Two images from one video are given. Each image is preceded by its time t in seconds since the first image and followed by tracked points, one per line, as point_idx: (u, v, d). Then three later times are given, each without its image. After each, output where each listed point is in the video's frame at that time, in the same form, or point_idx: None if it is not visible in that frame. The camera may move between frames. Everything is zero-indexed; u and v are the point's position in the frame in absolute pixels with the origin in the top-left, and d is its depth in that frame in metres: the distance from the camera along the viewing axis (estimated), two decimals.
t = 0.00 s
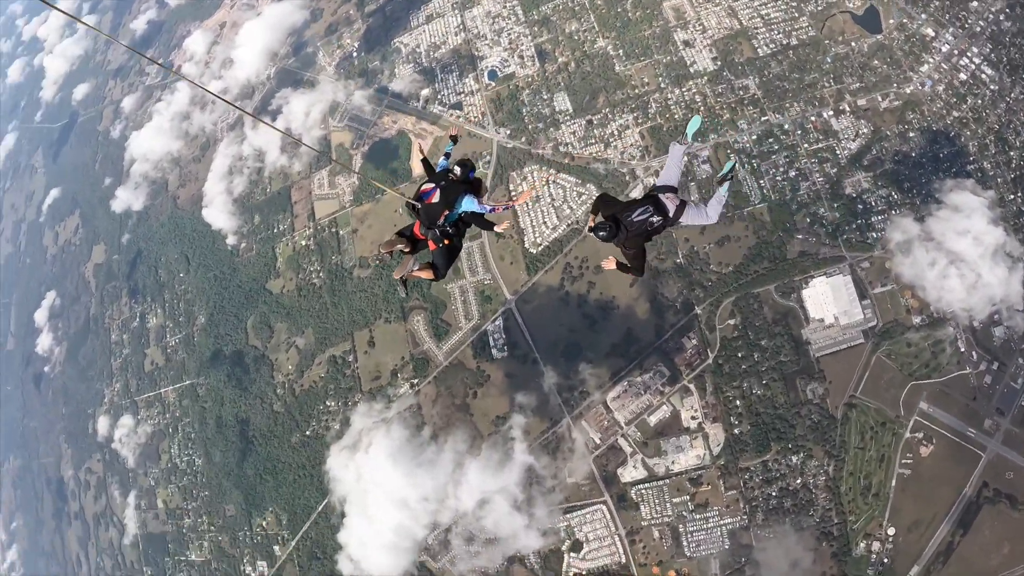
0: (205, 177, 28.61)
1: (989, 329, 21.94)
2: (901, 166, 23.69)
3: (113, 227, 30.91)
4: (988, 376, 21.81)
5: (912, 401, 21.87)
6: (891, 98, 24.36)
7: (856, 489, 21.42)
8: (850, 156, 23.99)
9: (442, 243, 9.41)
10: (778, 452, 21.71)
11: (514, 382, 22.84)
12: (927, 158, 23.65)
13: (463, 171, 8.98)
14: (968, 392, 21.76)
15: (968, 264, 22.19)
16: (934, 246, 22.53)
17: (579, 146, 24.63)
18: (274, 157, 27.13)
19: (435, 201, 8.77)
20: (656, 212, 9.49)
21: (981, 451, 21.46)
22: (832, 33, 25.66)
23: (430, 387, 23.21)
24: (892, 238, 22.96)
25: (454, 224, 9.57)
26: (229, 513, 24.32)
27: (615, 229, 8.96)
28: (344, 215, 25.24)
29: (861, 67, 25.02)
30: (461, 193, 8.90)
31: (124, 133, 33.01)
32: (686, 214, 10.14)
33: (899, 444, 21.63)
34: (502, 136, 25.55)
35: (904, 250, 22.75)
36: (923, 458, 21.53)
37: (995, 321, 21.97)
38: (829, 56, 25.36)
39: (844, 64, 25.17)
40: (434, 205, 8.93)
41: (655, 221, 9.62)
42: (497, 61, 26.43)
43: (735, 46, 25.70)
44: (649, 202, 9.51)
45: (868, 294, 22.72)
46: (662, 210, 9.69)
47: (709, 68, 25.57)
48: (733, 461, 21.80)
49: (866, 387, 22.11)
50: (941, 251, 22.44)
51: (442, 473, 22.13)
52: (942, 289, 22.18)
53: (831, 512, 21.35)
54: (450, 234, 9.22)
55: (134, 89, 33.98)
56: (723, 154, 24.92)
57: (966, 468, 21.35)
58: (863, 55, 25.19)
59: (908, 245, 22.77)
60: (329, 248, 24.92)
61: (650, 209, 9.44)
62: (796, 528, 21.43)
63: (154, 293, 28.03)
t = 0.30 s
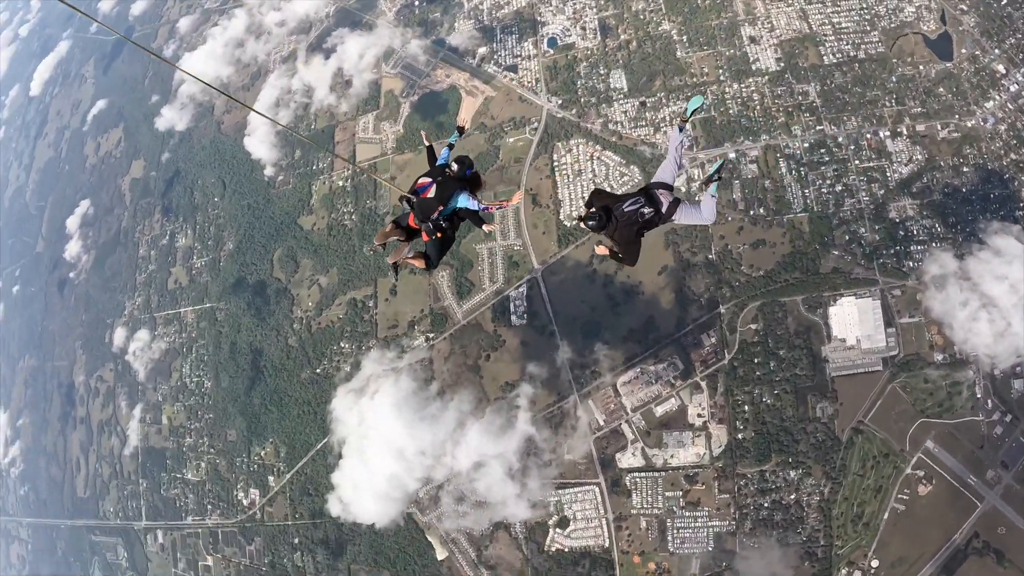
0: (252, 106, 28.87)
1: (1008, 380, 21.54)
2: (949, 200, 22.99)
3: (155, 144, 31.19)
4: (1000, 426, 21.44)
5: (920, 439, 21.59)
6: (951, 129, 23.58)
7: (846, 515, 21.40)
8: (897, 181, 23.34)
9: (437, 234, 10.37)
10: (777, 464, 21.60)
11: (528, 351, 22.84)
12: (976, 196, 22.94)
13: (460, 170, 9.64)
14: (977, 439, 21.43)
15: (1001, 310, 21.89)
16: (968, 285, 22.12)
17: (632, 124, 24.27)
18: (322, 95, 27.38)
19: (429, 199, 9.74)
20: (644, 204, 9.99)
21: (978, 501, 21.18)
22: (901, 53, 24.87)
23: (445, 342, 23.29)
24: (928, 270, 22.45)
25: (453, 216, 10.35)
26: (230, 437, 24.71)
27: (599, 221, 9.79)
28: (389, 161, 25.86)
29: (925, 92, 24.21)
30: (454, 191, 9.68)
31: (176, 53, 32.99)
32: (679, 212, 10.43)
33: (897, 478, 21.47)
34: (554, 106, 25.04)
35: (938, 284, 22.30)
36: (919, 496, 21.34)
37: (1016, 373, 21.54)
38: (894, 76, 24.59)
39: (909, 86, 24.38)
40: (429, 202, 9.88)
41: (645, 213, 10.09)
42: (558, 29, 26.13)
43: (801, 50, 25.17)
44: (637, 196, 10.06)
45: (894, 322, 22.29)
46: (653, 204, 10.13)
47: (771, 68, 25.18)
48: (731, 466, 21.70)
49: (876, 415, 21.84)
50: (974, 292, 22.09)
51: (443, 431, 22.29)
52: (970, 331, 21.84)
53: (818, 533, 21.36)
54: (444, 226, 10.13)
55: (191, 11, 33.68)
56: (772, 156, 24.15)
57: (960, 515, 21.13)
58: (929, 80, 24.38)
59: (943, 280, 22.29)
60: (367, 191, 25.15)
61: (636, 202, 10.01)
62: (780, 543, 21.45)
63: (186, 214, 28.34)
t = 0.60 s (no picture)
0: (309, 37, 28.81)
1: (1016, 440, 21.14)
2: (993, 246, 22.36)
3: (208, 63, 31.30)
4: (998, 483, 21.02)
5: (918, 479, 21.24)
6: (1008, 174, 22.82)
7: (830, 539, 21.26)
8: (944, 220, 22.65)
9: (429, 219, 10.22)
10: (772, 476, 21.50)
11: (546, 321, 22.84)
12: (1021, 247, 22.28)
13: (458, 161, 9.62)
14: (974, 491, 21.04)
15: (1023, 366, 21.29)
16: (996, 335, 21.60)
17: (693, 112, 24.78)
18: (381, 36, 27.27)
19: (424, 186, 9.62)
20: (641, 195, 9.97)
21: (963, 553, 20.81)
22: (972, 88, 23.96)
23: (466, 298, 23.32)
24: (959, 312, 21.95)
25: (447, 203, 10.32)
26: (241, 360, 25.11)
27: (594, 207, 9.65)
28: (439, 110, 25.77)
29: (988, 132, 23.38)
30: (450, 181, 9.69)
31: None
32: (675, 208, 10.38)
33: (887, 513, 21.22)
34: (612, 81, 24.87)
35: (966, 328, 21.80)
36: (906, 536, 21.06)
37: None
38: (960, 110, 23.76)
39: (973, 122, 23.56)
40: (423, 189, 9.78)
41: (641, 205, 10.13)
42: (628, 6, 26.06)
43: (870, 67, 24.49)
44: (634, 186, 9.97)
45: (914, 358, 21.90)
46: (649, 198, 10.20)
47: (836, 80, 24.52)
48: (726, 471, 21.60)
49: (879, 447, 21.51)
50: (1001, 343, 21.56)
51: (448, 387, 22.41)
52: (989, 381, 21.38)
53: (799, 552, 21.27)
54: (437, 214, 10.04)
55: None
56: (822, 168, 23.61)
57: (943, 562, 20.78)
58: (995, 120, 23.53)
59: (972, 325, 21.78)
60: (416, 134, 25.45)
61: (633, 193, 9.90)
62: (760, 556, 21.32)
63: (230, 135, 28.57)
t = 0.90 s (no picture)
0: None
1: (1006, 501, 20.82)
2: None
3: None
4: (981, 539, 20.68)
5: (902, 519, 20.99)
6: None
7: (805, 560, 21.01)
8: (978, 269, 22.13)
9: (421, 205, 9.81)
10: (760, 488, 21.27)
11: (564, 295, 22.78)
12: None
13: (451, 145, 9.16)
14: (955, 542, 20.73)
15: None
16: (1009, 392, 21.26)
17: (747, 113, 24.42)
18: None
19: (414, 170, 9.22)
20: (631, 185, 9.82)
21: None
22: None
23: (490, 258, 23.30)
24: (976, 361, 21.56)
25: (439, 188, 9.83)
26: (259, 284, 25.39)
27: (584, 191, 9.66)
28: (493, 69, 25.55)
29: None
30: (441, 167, 9.25)
31: None
32: (665, 203, 9.97)
33: (866, 545, 20.95)
34: (670, 66, 24.85)
35: (980, 379, 21.44)
36: (879, 572, 20.80)
37: (1017, 497, 20.81)
38: (1016, 158, 23.03)
39: None
40: (413, 174, 9.38)
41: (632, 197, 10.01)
42: None
43: (932, 98, 23.76)
44: (624, 176, 9.94)
45: (922, 398, 21.54)
46: (642, 189, 10.01)
47: (896, 104, 23.95)
48: (715, 475, 21.35)
49: (871, 479, 21.27)
50: (1012, 401, 21.25)
51: (457, 343, 22.53)
52: (992, 438, 21.03)
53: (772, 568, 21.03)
54: (428, 198, 9.54)
55: None
56: (865, 191, 23.12)
57: None
58: None
59: (987, 377, 21.43)
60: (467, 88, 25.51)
61: (621, 182, 9.86)
62: (732, 565, 21.05)
63: (281, 62, 28.63)
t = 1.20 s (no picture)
0: None
1: (982, 559, 20.50)
2: None
3: None
4: None
5: (876, 555, 20.78)
6: None
7: None
8: (1000, 322, 21.73)
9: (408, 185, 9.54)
10: (742, 498, 21.11)
11: (582, 274, 22.66)
12: None
13: (443, 128, 9.11)
14: None
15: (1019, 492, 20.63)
16: (1006, 452, 20.92)
17: (796, 124, 24.05)
18: None
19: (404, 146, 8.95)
20: (622, 174, 9.68)
21: None
22: None
23: (516, 225, 23.21)
24: (979, 414, 21.19)
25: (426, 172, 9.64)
26: (283, 215, 25.51)
27: (576, 173, 9.30)
28: (549, 38, 25.61)
29: None
30: (432, 147, 9.06)
31: None
32: (653, 197, 9.95)
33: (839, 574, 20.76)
34: (726, 64, 24.89)
35: (980, 433, 21.06)
36: None
37: (993, 558, 20.45)
38: None
39: None
40: (403, 152, 9.11)
41: (620, 185, 9.84)
42: None
43: (985, 142, 23.14)
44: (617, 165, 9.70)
45: (919, 441, 21.24)
46: (632, 180, 9.82)
47: (948, 142, 23.28)
48: (701, 476, 21.28)
49: (854, 510, 20.99)
50: (1007, 462, 20.88)
51: (469, 304, 22.62)
52: (979, 496, 20.67)
53: None
54: (416, 178, 9.27)
55: None
56: (902, 222, 22.64)
57: None
58: None
59: (988, 432, 21.05)
60: (520, 50, 25.44)
61: (614, 170, 9.61)
62: (701, 569, 20.92)
63: None
